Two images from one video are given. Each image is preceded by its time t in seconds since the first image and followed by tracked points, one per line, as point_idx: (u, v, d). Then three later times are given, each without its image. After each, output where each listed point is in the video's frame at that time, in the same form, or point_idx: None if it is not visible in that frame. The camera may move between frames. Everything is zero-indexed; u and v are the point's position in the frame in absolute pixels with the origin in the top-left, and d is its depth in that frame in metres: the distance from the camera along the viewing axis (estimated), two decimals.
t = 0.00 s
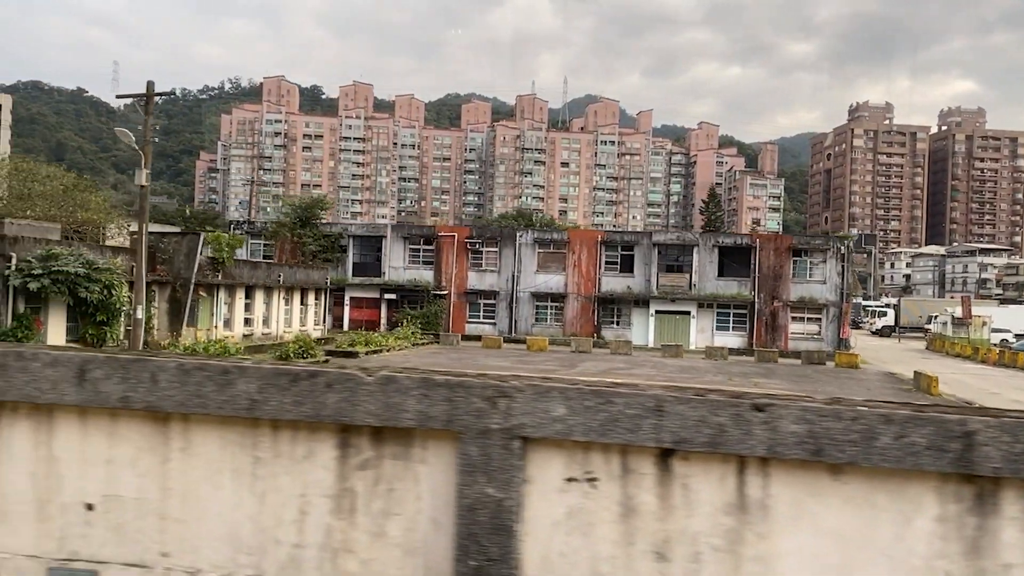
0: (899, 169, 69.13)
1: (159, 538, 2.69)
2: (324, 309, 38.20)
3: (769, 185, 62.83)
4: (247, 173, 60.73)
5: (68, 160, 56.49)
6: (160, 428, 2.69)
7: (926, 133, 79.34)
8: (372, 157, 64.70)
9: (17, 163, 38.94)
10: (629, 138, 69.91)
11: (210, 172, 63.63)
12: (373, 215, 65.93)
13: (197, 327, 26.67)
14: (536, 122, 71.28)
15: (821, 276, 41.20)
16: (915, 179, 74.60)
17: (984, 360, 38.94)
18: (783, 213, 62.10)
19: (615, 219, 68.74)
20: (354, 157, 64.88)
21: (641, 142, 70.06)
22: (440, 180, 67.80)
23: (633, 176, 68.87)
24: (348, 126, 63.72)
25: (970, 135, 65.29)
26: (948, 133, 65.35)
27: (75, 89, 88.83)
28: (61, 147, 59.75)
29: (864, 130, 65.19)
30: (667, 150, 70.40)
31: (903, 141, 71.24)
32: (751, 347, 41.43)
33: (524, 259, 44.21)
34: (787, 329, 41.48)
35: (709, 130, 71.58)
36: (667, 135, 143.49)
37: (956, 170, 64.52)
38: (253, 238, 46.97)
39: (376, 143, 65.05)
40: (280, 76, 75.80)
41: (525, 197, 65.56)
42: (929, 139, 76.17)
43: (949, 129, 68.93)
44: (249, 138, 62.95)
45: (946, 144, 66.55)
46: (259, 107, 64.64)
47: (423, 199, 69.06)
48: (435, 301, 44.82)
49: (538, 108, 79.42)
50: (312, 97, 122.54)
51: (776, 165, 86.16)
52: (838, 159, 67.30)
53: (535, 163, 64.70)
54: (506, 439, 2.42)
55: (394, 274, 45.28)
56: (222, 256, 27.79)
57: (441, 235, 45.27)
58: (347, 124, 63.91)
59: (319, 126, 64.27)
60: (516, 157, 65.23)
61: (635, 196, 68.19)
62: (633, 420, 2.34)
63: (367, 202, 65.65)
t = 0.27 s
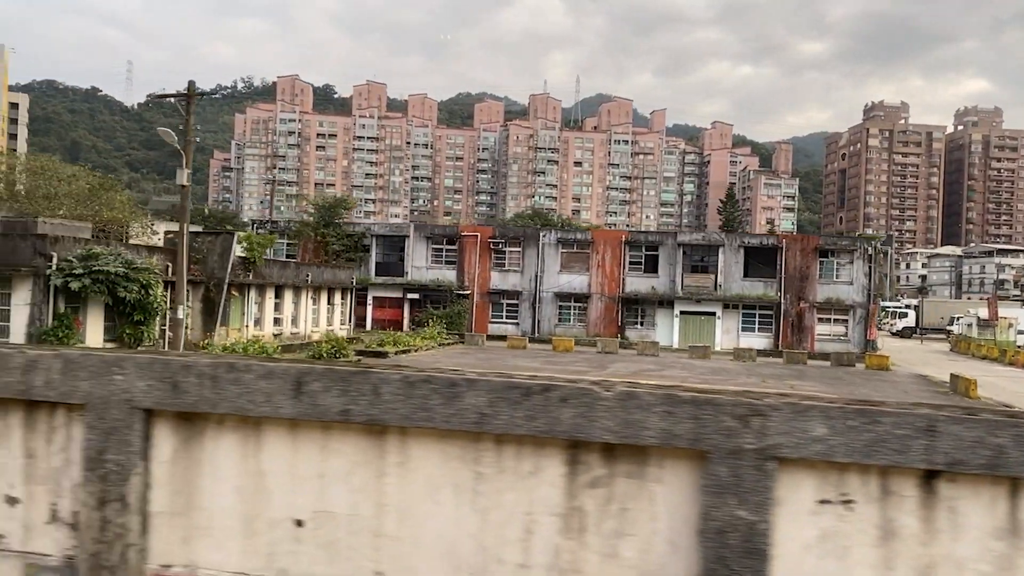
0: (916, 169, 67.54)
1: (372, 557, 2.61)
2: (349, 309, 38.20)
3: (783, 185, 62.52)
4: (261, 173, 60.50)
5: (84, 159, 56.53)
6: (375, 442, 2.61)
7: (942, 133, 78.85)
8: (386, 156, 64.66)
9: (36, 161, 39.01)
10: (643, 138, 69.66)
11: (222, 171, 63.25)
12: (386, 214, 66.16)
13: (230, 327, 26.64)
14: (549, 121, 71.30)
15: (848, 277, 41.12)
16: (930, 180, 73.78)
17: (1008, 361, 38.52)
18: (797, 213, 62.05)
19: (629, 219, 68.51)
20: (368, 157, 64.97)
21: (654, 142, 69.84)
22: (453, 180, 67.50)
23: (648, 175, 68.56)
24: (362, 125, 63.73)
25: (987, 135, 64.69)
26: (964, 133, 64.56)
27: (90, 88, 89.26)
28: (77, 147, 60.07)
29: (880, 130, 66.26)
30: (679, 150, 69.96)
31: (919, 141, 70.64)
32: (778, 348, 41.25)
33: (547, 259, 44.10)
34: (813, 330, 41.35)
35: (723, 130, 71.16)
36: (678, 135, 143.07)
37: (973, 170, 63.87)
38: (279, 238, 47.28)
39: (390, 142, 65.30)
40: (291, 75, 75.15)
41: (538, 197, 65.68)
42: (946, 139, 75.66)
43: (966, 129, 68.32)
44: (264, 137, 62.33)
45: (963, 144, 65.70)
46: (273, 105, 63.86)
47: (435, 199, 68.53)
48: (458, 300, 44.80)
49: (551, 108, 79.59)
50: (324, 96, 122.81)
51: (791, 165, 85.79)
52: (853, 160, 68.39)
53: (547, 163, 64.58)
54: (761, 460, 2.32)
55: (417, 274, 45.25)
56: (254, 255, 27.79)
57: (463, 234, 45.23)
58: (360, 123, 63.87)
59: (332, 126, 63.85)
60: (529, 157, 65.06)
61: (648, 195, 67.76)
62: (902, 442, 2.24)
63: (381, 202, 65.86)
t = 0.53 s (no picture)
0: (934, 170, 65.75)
1: (630, 573, 2.51)
2: (378, 309, 38.22)
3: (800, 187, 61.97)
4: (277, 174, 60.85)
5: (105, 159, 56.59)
6: (630, 458, 2.51)
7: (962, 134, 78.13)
8: (402, 156, 65.10)
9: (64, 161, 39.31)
10: (659, 138, 69.26)
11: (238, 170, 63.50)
12: (402, 214, 65.79)
13: (266, 327, 26.68)
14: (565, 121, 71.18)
15: (879, 279, 40.72)
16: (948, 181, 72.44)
17: None
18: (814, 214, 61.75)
19: (644, 221, 68.58)
20: (384, 157, 64.38)
21: (671, 142, 69.36)
22: (469, 180, 66.90)
23: (664, 176, 68.19)
24: (377, 125, 63.58)
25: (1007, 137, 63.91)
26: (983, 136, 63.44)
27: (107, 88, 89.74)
28: (94, 146, 60.26)
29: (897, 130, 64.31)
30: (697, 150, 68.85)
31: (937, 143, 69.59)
32: (807, 351, 40.93)
33: (573, 260, 43.86)
34: (843, 333, 41.02)
35: (739, 130, 69.28)
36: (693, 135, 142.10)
37: (992, 171, 63.03)
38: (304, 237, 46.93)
39: (406, 142, 64.86)
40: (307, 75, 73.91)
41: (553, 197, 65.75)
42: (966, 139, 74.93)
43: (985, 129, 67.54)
44: (280, 137, 62.54)
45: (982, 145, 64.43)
46: (290, 104, 63.75)
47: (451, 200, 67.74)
48: (484, 301, 44.69)
49: (566, 108, 79.51)
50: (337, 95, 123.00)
51: (808, 165, 85.29)
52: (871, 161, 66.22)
53: (562, 163, 64.44)
54: None
55: (443, 275, 45.20)
56: (289, 255, 27.89)
57: (489, 235, 45.08)
58: (376, 124, 63.64)
59: (349, 125, 63.19)
60: (545, 157, 64.84)
61: (664, 196, 67.69)
62: None
63: (397, 202, 65.57)
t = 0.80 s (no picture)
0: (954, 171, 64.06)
1: None
2: (409, 310, 38.26)
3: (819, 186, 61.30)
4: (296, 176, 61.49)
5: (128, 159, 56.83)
6: (929, 486, 2.38)
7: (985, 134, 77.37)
8: (420, 157, 64.65)
9: (94, 161, 39.36)
10: (677, 138, 69.02)
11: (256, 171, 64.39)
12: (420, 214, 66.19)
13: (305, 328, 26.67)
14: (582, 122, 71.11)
15: (912, 282, 40.25)
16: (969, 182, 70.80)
17: None
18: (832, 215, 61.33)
19: (661, 222, 68.64)
20: (401, 157, 64.75)
21: (689, 142, 68.72)
22: (486, 181, 66.95)
23: (681, 177, 67.97)
24: (395, 126, 63.52)
25: None
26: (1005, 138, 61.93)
27: (125, 88, 90.28)
28: (113, 146, 60.41)
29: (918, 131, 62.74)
30: (713, 151, 68.85)
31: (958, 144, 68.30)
32: (840, 354, 40.55)
33: (603, 262, 43.63)
34: (876, 336, 40.59)
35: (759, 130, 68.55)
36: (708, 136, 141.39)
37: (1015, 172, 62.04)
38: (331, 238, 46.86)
39: (424, 143, 65.00)
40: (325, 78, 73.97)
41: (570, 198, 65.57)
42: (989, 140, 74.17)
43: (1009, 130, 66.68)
44: (299, 138, 62.91)
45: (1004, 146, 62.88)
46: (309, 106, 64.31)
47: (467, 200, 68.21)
48: (513, 302, 44.53)
49: (584, 108, 79.55)
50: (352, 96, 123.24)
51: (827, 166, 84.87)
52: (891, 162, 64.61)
53: (580, 163, 64.46)
54: None
55: (471, 276, 45.22)
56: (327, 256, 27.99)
57: (518, 237, 44.96)
58: (395, 124, 63.65)
59: (366, 126, 63.33)
60: (562, 157, 64.88)
61: (681, 198, 67.78)
62: None
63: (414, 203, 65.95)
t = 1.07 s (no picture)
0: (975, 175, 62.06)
1: None
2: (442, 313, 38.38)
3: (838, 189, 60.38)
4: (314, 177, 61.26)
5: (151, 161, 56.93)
6: None
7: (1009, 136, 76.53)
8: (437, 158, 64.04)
9: (116, 163, 39.27)
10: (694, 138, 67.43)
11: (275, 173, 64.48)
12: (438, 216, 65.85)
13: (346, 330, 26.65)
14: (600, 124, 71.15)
15: (949, 286, 39.77)
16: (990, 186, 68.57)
17: None
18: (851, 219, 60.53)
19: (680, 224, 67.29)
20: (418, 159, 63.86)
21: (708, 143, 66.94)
22: (502, 183, 68.49)
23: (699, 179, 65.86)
24: (413, 127, 62.68)
25: None
26: None
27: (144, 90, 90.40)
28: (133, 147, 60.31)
29: (939, 133, 61.41)
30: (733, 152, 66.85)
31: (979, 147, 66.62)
32: (876, 359, 40.15)
33: (634, 265, 43.36)
34: (912, 340, 40.17)
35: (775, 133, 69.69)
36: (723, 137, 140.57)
37: None
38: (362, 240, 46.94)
39: (441, 146, 64.36)
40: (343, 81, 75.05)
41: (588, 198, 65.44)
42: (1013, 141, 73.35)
43: None
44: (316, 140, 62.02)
45: None
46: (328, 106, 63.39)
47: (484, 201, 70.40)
48: (544, 305, 44.47)
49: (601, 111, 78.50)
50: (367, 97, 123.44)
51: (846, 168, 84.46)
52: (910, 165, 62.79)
53: (597, 165, 64.34)
54: None
55: (502, 278, 45.11)
56: (367, 260, 28.09)
57: (548, 240, 44.74)
58: (411, 126, 62.88)
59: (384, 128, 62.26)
60: (579, 159, 64.81)
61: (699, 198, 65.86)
62: None
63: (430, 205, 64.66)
